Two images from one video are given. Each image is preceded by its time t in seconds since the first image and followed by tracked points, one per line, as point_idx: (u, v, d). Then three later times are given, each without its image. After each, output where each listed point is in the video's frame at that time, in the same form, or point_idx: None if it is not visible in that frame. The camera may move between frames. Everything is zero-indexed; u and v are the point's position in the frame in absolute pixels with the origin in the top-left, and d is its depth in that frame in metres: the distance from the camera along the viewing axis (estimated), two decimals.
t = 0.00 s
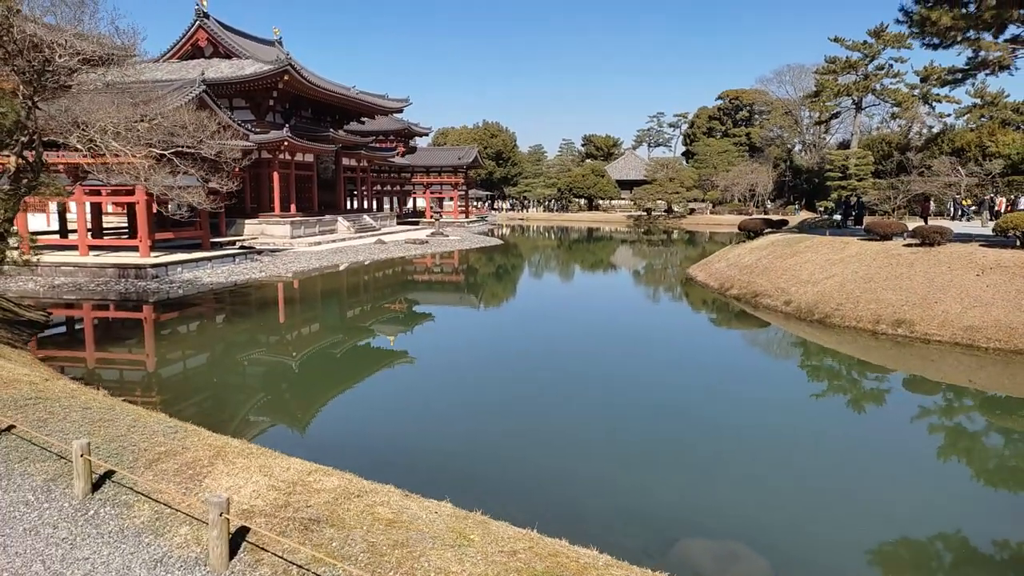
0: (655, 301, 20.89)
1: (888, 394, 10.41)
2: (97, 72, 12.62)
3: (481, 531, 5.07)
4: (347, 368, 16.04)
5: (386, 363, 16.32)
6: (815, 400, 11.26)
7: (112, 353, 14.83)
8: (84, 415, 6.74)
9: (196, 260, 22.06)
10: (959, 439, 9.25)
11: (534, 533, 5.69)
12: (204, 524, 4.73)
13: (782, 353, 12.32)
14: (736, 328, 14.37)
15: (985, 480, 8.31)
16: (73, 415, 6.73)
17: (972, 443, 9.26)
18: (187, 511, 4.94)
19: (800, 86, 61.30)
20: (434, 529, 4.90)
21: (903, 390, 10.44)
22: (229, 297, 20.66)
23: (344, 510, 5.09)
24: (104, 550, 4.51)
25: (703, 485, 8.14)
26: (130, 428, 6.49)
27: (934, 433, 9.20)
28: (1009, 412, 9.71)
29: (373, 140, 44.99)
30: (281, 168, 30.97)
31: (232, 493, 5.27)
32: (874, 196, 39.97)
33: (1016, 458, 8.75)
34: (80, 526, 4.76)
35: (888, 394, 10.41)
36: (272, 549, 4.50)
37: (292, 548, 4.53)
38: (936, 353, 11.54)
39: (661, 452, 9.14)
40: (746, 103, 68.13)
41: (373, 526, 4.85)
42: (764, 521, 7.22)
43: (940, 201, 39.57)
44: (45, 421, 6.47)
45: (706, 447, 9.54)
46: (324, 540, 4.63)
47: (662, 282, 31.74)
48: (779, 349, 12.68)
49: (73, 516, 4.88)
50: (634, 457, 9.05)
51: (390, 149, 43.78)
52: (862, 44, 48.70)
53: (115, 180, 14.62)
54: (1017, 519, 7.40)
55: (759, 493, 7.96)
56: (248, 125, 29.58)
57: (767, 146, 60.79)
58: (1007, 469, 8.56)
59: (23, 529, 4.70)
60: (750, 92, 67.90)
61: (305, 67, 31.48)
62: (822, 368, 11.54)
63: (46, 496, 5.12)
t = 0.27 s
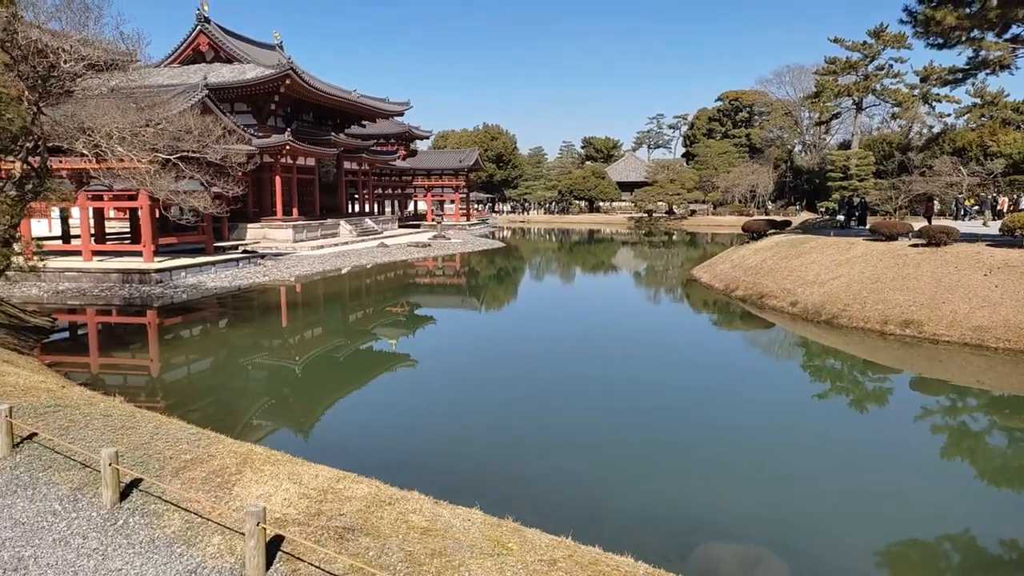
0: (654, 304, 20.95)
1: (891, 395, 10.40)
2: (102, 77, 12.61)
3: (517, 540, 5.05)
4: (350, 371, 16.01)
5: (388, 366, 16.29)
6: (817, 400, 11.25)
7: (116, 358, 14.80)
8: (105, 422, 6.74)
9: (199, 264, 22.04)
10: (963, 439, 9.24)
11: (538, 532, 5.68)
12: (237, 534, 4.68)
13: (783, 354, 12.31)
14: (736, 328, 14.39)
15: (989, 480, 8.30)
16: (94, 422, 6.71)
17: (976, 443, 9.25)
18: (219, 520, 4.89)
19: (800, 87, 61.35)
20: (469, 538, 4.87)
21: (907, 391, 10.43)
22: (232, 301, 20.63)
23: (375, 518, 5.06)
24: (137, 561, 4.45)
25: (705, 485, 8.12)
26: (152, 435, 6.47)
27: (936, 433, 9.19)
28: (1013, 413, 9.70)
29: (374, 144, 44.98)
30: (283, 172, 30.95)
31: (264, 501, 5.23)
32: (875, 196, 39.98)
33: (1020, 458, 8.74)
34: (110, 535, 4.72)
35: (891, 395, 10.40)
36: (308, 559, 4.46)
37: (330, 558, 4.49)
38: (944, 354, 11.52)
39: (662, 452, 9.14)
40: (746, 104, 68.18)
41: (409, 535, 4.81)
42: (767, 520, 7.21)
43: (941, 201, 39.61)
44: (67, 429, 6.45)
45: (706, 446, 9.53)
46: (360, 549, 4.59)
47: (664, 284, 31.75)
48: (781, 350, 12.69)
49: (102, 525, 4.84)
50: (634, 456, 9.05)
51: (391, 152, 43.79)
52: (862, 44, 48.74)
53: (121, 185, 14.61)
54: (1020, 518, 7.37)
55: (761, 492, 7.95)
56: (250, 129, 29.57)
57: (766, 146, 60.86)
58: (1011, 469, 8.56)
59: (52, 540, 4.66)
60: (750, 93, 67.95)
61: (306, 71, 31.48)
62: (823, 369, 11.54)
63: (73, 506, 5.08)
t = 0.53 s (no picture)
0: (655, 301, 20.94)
1: (893, 392, 10.40)
2: (107, 72, 12.53)
3: (557, 543, 4.99)
4: (352, 368, 15.96)
5: (389, 363, 16.24)
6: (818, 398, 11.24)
7: (118, 355, 14.75)
8: (127, 421, 6.71)
9: (203, 261, 21.99)
10: (965, 437, 9.23)
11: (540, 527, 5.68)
12: (271, 537, 4.62)
13: (784, 352, 12.28)
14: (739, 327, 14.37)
15: (991, 479, 8.28)
16: (116, 421, 6.67)
17: (978, 441, 9.25)
18: (251, 522, 4.83)
19: (801, 85, 61.28)
20: (508, 540, 4.82)
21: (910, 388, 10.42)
22: (235, 298, 20.58)
23: (411, 520, 5.01)
24: (170, 564, 4.38)
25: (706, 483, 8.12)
26: (176, 434, 6.44)
27: (938, 431, 9.18)
28: (1016, 411, 9.68)
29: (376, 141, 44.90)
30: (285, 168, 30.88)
31: (297, 501, 5.17)
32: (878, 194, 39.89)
33: (1022, 457, 8.73)
34: (141, 538, 4.65)
35: (893, 392, 10.40)
36: (346, 562, 4.40)
37: (368, 561, 4.43)
38: (953, 352, 11.46)
39: (662, 450, 9.15)
40: (748, 102, 68.08)
41: (446, 538, 4.75)
42: (769, 518, 7.20)
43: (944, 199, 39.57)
44: (88, 427, 6.41)
45: (706, 443, 9.54)
46: (398, 552, 4.53)
47: (666, 281, 31.72)
48: (783, 347, 12.68)
49: (131, 528, 4.78)
50: (635, 453, 9.06)
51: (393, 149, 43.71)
52: (865, 42, 48.64)
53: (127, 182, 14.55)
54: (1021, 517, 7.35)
55: (762, 490, 7.96)
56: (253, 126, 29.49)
57: (768, 144, 60.80)
58: (1013, 467, 8.55)
59: (82, 542, 4.60)
60: (751, 91, 67.87)
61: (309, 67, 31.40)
62: (825, 367, 11.53)
63: (100, 507, 5.03)
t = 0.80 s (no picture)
0: (655, 302, 20.97)
1: (893, 394, 10.41)
2: (112, 72, 12.46)
3: (601, 556, 4.93)
4: (352, 369, 15.92)
5: (389, 365, 16.20)
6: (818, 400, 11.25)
7: (119, 357, 14.68)
8: (149, 426, 6.69)
9: (204, 262, 21.96)
10: (965, 440, 9.24)
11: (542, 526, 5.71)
12: (308, 547, 4.52)
13: (784, 354, 12.31)
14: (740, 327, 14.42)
15: (990, 480, 8.29)
16: (137, 426, 6.65)
17: (978, 443, 9.26)
18: (284, 531, 4.75)
19: (801, 86, 61.33)
20: (551, 553, 4.75)
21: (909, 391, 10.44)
22: (237, 300, 20.52)
23: (449, 531, 4.93)
24: None
25: (706, 482, 8.16)
26: (199, 439, 6.44)
27: (938, 433, 9.19)
28: (1015, 414, 9.70)
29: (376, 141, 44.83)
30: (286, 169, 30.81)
31: (331, 510, 5.10)
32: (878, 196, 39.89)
33: (1021, 460, 8.73)
34: (172, 548, 4.58)
35: (893, 394, 10.41)
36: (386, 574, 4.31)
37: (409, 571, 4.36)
38: (959, 355, 11.45)
39: (662, 448, 9.21)
40: (747, 103, 68.14)
41: (487, 550, 4.68)
42: (768, 517, 7.24)
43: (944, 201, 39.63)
44: (109, 433, 6.39)
45: (705, 442, 9.61)
46: (439, 564, 4.45)
47: (666, 282, 31.71)
48: (782, 350, 12.70)
49: (162, 538, 4.71)
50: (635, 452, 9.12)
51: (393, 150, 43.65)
52: (865, 44, 48.69)
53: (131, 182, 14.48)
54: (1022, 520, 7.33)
55: (762, 488, 8.01)
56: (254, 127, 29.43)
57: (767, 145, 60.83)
58: (1012, 469, 8.56)
59: (113, 553, 4.53)
60: (751, 92, 67.93)
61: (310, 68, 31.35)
62: (825, 369, 11.55)
63: (127, 516, 4.96)
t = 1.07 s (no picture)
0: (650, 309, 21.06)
1: (891, 401, 10.45)
2: (116, 80, 12.44)
3: (638, 569, 4.90)
4: (351, 377, 15.87)
5: (388, 372, 16.16)
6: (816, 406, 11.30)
7: (118, 365, 14.62)
8: (170, 437, 6.68)
9: (204, 270, 21.95)
10: (963, 446, 9.30)
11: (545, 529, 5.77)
12: (346, 565, 4.46)
13: (782, 361, 12.35)
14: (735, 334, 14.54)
15: (989, 486, 8.32)
16: (159, 438, 6.62)
17: (977, 449, 9.29)
18: (316, 547, 4.70)
19: (797, 94, 61.60)
20: (590, 567, 4.72)
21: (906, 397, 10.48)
22: (237, 307, 20.47)
23: (487, 546, 4.88)
24: None
25: (705, 484, 8.26)
26: (222, 450, 6.43)
27: (936, 440, 9.24)
28: (1013, 421, 9.74)
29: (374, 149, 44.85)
30: (285, 177, 30.81)
31: (364, 525, 5.05)
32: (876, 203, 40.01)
33: (1020, 466, 8.76)
34: (203, 564, 4.52)
35: (891, 401, 10.45)
36: None
37: None
38: (963, 362, 11.46)
39: (662, 453, 9.30)
40: (744, 111, 68.40)
41: (527, 565, 4.63)
42: (767, 518, 7.34)
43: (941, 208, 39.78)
44: (131, 445, 6.36)
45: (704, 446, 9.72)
46: None
47: (664, 289, 31.73)
48: (780, 356, 12.76)
49: (193, 553, 4.66)
50: (634, 455, 9.24)
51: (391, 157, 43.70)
52: (861, 51, 48.93)
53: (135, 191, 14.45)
54: None
55: (762, 491, 8.11)
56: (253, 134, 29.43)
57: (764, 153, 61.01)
58: (1011, 475, 8.59)
59: (143, 568, 4.48)
60: (747, 100, 68.19)
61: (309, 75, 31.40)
62: (822, 376, 11.59)
63: (155, 531, 4.90)
